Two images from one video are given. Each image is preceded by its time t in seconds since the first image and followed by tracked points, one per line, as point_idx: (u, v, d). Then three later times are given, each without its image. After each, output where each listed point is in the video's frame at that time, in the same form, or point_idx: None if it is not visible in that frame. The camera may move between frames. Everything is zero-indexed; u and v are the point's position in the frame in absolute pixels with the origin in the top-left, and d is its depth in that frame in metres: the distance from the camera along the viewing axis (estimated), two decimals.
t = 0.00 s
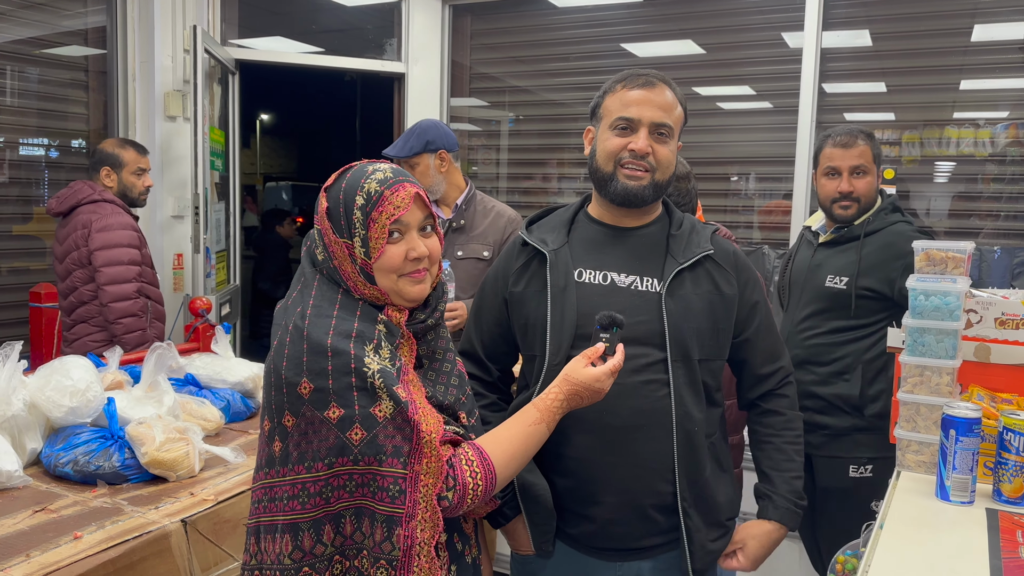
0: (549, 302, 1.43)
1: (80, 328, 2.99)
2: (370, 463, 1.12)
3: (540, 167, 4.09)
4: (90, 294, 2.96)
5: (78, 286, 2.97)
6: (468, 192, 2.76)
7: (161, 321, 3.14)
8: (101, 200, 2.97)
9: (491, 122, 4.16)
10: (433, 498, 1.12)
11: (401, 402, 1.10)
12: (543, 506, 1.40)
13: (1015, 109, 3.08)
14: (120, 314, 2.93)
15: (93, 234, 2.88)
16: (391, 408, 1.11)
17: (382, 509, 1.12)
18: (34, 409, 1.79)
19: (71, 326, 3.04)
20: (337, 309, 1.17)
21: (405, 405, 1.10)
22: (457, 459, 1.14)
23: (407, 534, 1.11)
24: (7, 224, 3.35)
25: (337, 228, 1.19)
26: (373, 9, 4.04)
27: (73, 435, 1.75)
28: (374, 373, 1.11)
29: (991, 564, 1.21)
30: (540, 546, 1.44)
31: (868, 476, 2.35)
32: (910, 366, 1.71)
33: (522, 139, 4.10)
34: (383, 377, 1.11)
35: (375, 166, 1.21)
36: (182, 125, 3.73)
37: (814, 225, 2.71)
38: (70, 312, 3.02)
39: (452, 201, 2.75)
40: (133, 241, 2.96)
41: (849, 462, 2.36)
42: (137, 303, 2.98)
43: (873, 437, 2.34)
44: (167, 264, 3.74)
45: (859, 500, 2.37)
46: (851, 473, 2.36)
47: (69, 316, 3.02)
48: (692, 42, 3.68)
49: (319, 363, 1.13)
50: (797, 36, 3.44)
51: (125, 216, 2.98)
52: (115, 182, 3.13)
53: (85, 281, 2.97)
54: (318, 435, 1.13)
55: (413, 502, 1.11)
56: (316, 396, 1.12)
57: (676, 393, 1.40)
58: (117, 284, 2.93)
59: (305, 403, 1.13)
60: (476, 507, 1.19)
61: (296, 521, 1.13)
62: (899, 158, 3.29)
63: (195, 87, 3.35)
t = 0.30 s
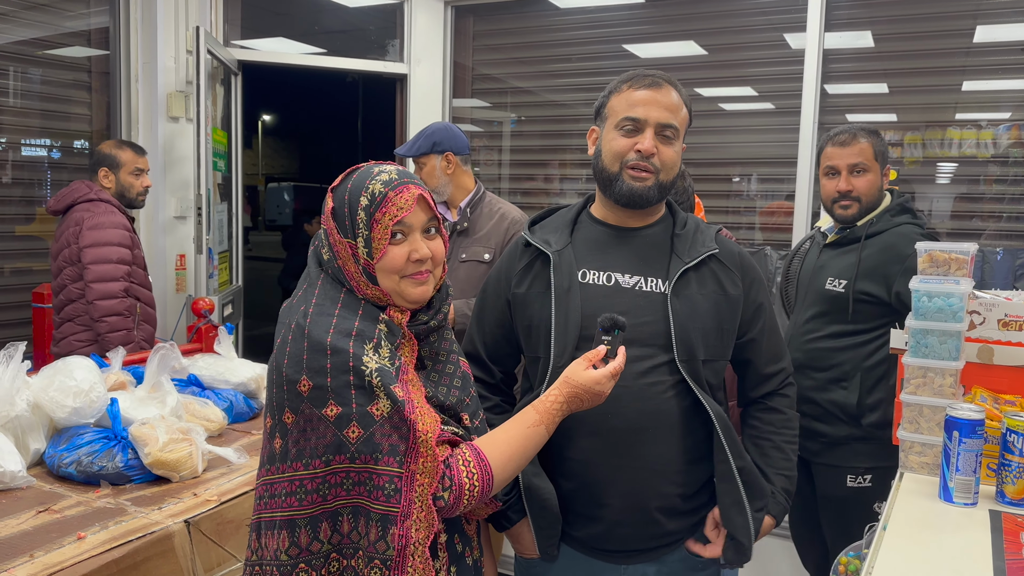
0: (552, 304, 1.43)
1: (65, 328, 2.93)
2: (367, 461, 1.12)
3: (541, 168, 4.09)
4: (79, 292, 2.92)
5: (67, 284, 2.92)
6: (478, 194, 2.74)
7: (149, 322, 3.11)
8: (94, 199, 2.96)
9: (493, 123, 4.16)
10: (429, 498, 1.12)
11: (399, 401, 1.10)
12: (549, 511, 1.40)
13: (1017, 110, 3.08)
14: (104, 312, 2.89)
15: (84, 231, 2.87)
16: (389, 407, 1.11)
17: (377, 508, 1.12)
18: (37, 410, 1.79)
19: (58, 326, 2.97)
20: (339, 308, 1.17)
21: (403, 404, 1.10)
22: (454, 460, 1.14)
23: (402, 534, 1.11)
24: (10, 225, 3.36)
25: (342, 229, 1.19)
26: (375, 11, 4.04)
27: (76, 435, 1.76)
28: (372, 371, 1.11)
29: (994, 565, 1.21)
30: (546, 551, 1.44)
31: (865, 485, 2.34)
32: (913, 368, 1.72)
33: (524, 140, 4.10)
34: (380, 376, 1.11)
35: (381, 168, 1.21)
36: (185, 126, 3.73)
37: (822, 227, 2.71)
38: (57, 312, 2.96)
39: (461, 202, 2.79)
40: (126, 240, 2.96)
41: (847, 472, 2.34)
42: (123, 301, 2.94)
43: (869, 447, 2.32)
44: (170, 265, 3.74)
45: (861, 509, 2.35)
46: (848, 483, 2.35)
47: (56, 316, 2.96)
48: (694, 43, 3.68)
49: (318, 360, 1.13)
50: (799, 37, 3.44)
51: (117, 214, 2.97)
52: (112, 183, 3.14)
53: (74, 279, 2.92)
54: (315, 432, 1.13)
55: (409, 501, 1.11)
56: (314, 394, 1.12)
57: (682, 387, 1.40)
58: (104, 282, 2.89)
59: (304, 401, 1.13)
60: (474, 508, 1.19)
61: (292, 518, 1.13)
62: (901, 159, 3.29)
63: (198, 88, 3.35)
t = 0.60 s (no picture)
0: (553, 305, 1.43)
1: (53, 327, 2.90)
2: (373, 456, 1.12)
3: (543, 170, 4.10)
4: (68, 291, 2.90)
5: (58, 283, 2.91)
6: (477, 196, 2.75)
7: (138, 325, 3.07)
8: (92, 199, 2.97)
9: (494, 125, 4.17)
10: (436, 488, 1.13)
11: (402, 395, 1.11)
12: (550, 513, 1.40)
13: (1019, 111, 3.09)
14: (92, 311, 2.85)
15: (77, 229, 2.87)
16: (392, 401, 1.11)
17: (385, 502, 1.11)
18: (38, 411, 1.79)
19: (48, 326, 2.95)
20: (339, 307, 1.18)
21: (406, 398, 1.11)
22: (461, 450, 1.15)
23: (410, 526, 1.11)
24: (12, 226, 3.36)
25: (341, 229, 1.19)
26: (377, 13, 4.05)
27: (77, 436, 1.76)
28: (374, 366, 1.11)
29: (994, 567, 1.21)
30: (546, 553, 1.44)
31: (864, 492, 2.34)
32: (913, 369, 1.72)
33: (525, 142, 4.11)
34: (383, 371, 1.11)
35: (380, 169, 1.21)
36: (186, 127, 3.73)
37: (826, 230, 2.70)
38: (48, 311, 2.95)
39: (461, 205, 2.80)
40: (120, 242, 2.94)
41: (844, 479, 2.34)
42: (112, 300, 2.90)
43: (870, 452, 2.32)
44: (171, 266, 3.75)
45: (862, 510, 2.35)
46: (847, 490, 2.35)
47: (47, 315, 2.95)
48: (695, 45, 3.68)
49: (320, 358, 1.13)
50: (799, 39, 3.44)
51: (114, 215, 2.97)
52: (110, 185, 3.15)
53: (65, 278, 2.91)
54: (320, 429, 1.14)
55: (416, 493, 1.11)
56: (318, 391, 1.13)
57: (681, 387, 1.40)
58: (93, 281, 2.86)
59: (307, 399, 1.14)
60: (481, 497, 1.19)
61: (299, 515, 1.14)
62: (902, 161, 3.30)
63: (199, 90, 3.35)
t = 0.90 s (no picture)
0: (553, 306, 1.43)
1: (48, 329, 2.90)
2: (384, 453, 1.12)
3: (543, 172, 4.10)
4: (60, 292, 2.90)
5: (51, 285, 2.91)
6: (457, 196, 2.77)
7: (132, 326, 3.07)
8: (86, 200, 2.97)
9: (494, 127, 4.17)
10: (450, 481, 1.14)
11: (410, 391, 1.11)
12: (551, 515, 1.40)
13: (1019, 114, 3.09)
14: (80, 313, 2.84)
15: (69, 231, 2.87)
16: (400, 397, 1.11)
17: (399, 498, 1.11)
18: (39, 412, 1.79)
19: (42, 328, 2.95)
20: (341, 307, 1.18)
21: (414, 394, 1.11)
22: (472, 441, 1.17)
23: (427, 519, 1.11)
24: (13, 228, 3.37)
25: (339, 231, 1.19)
26: (377, 15, 4.06)
27: (79, 437, 1.76)
28: (381, 364, 1.12)
29: (993, 568, 1.22)
30: (546, 555, 1.44)
31: (865, 496, 2.33)
32: (912, 371, 1.72)
33: (526, 144, 4.11)
34: (390, 368, 1.11)
35: (377, 170, 1.22)
36: (186, 129, 3.75)
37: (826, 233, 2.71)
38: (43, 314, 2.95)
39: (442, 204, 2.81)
40: (113, 243, 2.94)
41: (846, 483, 2.34)
42: (102, 303, 2.89)
43: (872, 457, 2.32)
44: (171, 268, 3.76)
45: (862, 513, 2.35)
46: (848, 494, 2.35)
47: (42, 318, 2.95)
48: (695, 47, 3.69)
49: (326, 358, 1.13)
50: (799, 41, 3.45)
51: (108, 215, 2.97)
52: (105, 185, 3.14)
53: (58, 280, 2.91)
54: (330, 429, 1.14)
55: (430, 487, 1.11)
56: (325, 392, 1.13)
57: (681, 389, 1.40)
58: (83, 282, 2.85)
59: (315, 400, 1.14)
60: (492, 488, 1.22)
61: (313, 515, 1.14)
62: (902, 163, 3.30)
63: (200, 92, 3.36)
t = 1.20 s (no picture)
0: (556, 309, 1.43)
1: (43, 334, 2.90)
2: (393, 455, 1.13)
3: (544, 174, 4.11)
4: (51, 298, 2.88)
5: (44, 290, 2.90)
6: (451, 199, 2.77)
7: (124, 331, 3.06)
8: (79, 204, 2.95)
9: (496, 129, 4.18)
10: (459, 481, 1.14)
11: (419, 393, 1.11)
12: (554, 518, 1.40)
13: (1019, 116, 3.10)
14: (68, 318, 2.80)
15: (59, 235, 2.85)
16: (409, 399, 1.12)
17: (409, 497, 1.13)
18: (41, 414, 1.80)
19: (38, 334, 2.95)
20: (345, 310, 1.18)
21: (423, 395, 1.11)
22: (480, 441, 1.17)
23: (436, 519, 1.13)
24: (15, 230, 3.37)
25: (345, 233, 1.19)
26: (378, 17, 4.07)
27: (81, 439, 1.76)
28: (389, 366, 1.12)
29: (996, 570, 1.22)
30: (549, 559, 1.44)
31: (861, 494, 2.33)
32: (914, 373, 1.72)
33: (527, 146, 4.12)
34: (398, 370, 1.12)
35: (380, 172, 1.22)
36: (188, 131, 3.74)
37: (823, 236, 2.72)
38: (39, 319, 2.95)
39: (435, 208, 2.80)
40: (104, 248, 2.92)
41: (841, 482, 2.35)
42: (90, 308, 2.84)
43: (866, 456, 2.32)
44: (173, 270, 3.76)
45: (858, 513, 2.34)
46: (843, 493, 2.35)
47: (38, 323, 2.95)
48: (696, 50, 3.70)
49: (333, 361, 1.13)
50: (800, 44, 3.46)
51: (102, 218, 2.95)
52: (102, 188, 3.12)
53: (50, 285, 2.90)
54: (338, 432, 1.13)
55: (439, 488, 1.13)
56: (333, 394, 1.13)
57: (682, 393, 1.40)
58: (71, 287, 2.80)
59: (323, 403, 1.13)
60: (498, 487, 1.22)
61: (323, 518, 1.14)
62: (903, 166, 3.30)
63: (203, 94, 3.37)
